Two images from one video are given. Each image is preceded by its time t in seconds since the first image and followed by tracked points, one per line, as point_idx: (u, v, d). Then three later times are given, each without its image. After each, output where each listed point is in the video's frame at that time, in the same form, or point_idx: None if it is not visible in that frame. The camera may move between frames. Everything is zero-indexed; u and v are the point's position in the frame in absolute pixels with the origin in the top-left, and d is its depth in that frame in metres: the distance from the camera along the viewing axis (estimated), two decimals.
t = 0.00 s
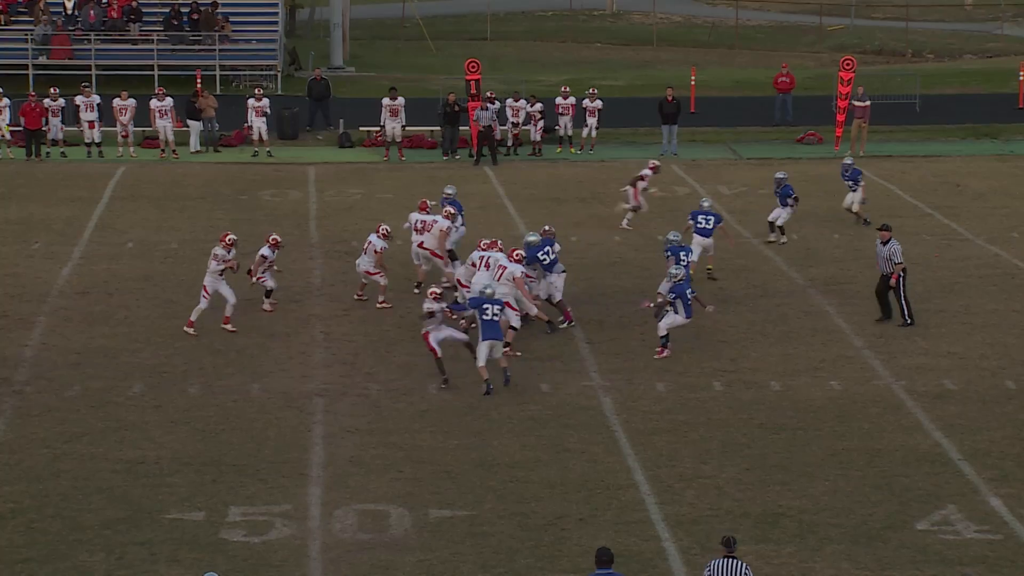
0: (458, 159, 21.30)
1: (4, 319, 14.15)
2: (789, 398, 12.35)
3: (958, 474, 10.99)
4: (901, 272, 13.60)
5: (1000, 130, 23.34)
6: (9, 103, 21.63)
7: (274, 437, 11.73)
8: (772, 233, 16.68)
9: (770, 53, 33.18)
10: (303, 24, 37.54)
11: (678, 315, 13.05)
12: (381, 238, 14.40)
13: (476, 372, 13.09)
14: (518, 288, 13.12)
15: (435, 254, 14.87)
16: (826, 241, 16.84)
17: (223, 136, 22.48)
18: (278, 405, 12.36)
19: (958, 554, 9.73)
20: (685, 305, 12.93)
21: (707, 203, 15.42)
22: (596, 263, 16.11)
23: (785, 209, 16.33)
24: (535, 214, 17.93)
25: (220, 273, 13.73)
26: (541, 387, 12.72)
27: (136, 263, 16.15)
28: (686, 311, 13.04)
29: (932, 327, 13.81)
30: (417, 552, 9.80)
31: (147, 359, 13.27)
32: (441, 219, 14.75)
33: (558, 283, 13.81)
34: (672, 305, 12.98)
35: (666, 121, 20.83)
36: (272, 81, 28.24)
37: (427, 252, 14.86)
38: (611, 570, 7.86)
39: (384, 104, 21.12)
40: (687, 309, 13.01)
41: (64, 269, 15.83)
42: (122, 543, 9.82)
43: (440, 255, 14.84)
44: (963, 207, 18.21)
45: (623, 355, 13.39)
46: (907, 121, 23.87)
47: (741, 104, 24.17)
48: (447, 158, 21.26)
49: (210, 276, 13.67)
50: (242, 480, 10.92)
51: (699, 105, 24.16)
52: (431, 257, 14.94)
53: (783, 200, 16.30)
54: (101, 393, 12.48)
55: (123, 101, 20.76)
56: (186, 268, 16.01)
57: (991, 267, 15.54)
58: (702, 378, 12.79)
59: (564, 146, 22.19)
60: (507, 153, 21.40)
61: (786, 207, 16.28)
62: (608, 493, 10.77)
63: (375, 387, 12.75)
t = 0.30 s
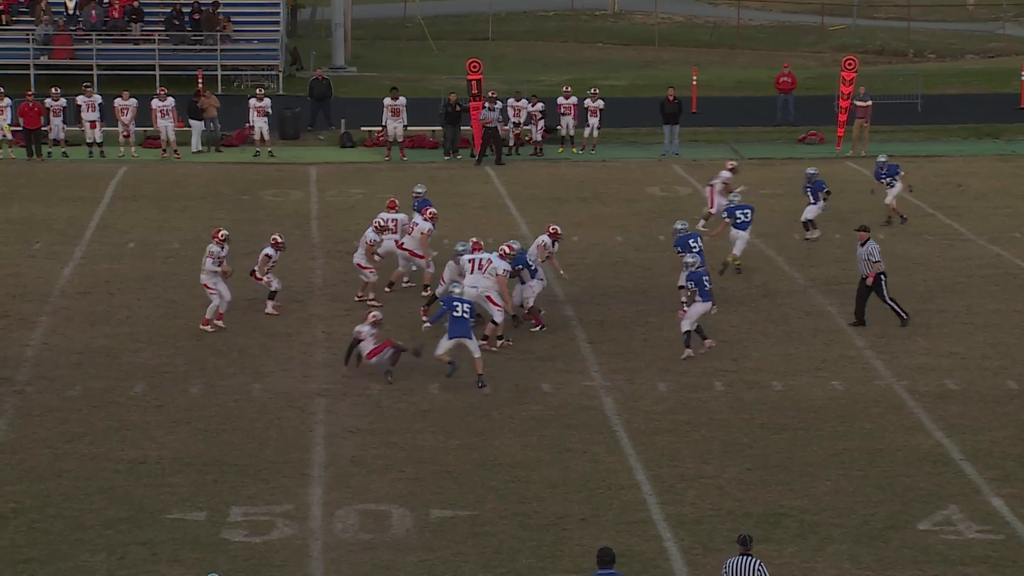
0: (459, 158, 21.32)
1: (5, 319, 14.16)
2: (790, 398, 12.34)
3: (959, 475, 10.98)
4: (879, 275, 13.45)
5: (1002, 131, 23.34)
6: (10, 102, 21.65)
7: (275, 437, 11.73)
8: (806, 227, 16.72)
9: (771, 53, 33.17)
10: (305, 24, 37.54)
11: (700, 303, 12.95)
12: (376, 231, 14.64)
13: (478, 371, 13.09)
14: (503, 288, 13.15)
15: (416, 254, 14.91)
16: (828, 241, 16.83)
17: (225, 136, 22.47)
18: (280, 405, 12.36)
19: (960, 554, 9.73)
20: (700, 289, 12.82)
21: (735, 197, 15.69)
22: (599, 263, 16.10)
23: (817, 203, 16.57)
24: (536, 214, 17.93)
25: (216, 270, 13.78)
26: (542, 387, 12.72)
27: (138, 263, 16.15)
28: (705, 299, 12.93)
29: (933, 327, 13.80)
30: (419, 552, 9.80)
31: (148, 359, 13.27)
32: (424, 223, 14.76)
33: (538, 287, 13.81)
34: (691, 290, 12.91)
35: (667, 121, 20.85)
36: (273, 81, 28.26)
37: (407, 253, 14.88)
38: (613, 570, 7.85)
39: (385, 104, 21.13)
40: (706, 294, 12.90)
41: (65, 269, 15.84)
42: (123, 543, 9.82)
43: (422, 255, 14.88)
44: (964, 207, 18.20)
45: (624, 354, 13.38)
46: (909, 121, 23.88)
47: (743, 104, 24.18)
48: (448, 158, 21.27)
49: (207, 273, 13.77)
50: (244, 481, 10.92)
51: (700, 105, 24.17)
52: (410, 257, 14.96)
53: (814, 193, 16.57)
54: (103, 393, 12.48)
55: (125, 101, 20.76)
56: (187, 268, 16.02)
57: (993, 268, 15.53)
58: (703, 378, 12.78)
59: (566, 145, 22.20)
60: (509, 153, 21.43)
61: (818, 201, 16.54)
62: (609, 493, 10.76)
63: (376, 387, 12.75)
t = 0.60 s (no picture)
0: (459, 159, 21.30)
1: (5, 319, 14.16)
2: (790, 399, 12.35)
3: (959, 475, 10.99)
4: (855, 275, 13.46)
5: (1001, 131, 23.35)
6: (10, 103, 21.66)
7: (275, 437, 11.74)
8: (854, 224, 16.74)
9: (772, 53, 33.18)
10: (305, 24, 37.54)
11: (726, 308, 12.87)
12: (369, 233, 14.76)
13: (478, 371, 13.09)
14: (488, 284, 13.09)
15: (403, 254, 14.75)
16: (828, 241, 16.84)
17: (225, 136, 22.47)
18: (280, 405, 12.36)
19: (959, 554, 9.73)
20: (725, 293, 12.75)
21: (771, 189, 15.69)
22: (598, 262, 16.11)
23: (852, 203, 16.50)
24: (536, 214, 17.94)
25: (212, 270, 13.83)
26: (542, 387, 12.72)
27: (137, 263, 16.16)
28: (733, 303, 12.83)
29: (934, 327, 13.80)
30: (419, 552, 9.81)
31: (148, 359, 13.27)
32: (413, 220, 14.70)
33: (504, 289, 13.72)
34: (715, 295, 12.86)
35: (667, 121, 20.85)
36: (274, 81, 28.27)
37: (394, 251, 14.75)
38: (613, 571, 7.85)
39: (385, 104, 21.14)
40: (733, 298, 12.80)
41: (65, 269, 15.85)
42: (123, 543, 9.82)
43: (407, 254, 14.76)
44: (964, 207, 18.19)
45: (623, 354, 13.38)
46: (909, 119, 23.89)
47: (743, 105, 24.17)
48: (447, 159, 21.25)
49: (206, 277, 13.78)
50: (244, 481, 10.92)
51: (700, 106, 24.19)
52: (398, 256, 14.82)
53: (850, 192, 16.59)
54: (103, 394, 12.49)
55: (125, 101, 20.75)
56: (187, 268, 16.03)
57: (993, 267, 15.54)
58: (703, 379, 12.79)
59: (566, 146, 22.20)
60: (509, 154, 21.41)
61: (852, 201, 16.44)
62: (609, 493, 10.77)
63: (375, 387, 12.76)
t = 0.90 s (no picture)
0: (457, 160, 21.23)
1: (3, 321, 14.14)
2: (787, 400, 12.35)
3: (956, 476, 10.99)
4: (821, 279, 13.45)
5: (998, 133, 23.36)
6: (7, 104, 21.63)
7: (273, 439, 11.72)
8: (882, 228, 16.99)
9: (769, 55, 33.18)
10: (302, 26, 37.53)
11: (754, 305, 12.97)
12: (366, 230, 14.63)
13: (475, 373, 13.07)
14: (478, 279, 13.10)
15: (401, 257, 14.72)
16: (826, 241, 16.84)
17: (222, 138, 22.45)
18: (278, 407, 12.35)
19: (958, 556, 9.73)
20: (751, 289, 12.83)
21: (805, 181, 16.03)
22: (595, 265, 16.08)
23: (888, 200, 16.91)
24: (534, 215, 17.92)
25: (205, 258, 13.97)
26: (540, 389, 12.70)
27: (134, 265, 16.14)
28: (760, 300, 12.89)
29: (932, 329, 13.80)
30: (417, 554, 9.80)
31: (146, 361, 13.25)
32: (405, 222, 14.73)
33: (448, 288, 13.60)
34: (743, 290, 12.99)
35: (664, 122, 20.79)
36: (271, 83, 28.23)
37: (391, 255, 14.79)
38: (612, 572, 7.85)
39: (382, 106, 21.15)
40: (759, 295, 12.87)
41: (62, 271, 15.83)
42: (121, 545, 9.81)
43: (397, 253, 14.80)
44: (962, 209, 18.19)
45: (621, 356, 13.37)
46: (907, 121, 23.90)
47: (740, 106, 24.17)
48: (445, 160, 21.20)
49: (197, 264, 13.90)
50: (241, 483, 10.91)
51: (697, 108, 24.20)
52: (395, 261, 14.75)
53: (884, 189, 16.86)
54: (100, 395, 12.47)
55: (121, 103, 20.70)
56: (185, 270, 16.01)
57: (990, 269, 15.55)
58: (701, 380, 12.78)
59: (564, 147, 22.19)
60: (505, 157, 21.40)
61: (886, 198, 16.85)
62: (607, 495, 10.76)
63: (373, 389, 12.74)
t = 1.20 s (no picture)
0: (404, 175, 21.32)
1: None
2: (730, 414, 12.39)
3: (897, 490, 11.04)
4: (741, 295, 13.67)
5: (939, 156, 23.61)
6: None
7: (216, 456, 11.65)
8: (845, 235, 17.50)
9: (716, 70, 33.37)
10: (251, 42, 37.43)
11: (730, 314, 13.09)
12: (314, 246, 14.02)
13: (419, 388, 13.05)
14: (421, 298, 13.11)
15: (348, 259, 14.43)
16: (770, 255, 16.93)
17: (168, 153, 22.41)
18: (221, 424, 12.28)
19: (898, 570, 9.77)
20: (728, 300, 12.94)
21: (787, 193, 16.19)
22: (541, 280, 16.10)
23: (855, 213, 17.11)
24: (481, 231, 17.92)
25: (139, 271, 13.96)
26: (484, 404, 12.70)
27: (77, 282, 16.03)
28: (734, 312, 13.00)
29: (875, 342, 13.89)
30: (359, 571, 9.76)
31: (89, 379, 13.16)
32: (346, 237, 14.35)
33: (338, 301, 13.73)
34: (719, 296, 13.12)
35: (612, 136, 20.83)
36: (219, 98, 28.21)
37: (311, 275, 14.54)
38: None
39: (330, 121, 21.21)
40: (732, 306, 12.97)
41: (4, 288, 15.70)
42: (61, 565, 9.72)
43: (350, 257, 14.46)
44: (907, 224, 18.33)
45: (566, 372, 13.38)
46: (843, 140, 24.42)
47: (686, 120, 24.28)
48: (392, 175, 21.26)
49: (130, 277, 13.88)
50: (184, 501, 10.84)
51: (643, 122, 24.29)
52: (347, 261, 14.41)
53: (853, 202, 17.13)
54: (41, 414, 12.37)
55: (66, 117, 20.66)
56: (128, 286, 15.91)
57: (933, 282, 15.68)
58: (645, 395, 12.81)
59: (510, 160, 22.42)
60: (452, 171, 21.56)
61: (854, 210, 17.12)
62: (550, 511, 10.76)
63: (317, 404, 12.70)
